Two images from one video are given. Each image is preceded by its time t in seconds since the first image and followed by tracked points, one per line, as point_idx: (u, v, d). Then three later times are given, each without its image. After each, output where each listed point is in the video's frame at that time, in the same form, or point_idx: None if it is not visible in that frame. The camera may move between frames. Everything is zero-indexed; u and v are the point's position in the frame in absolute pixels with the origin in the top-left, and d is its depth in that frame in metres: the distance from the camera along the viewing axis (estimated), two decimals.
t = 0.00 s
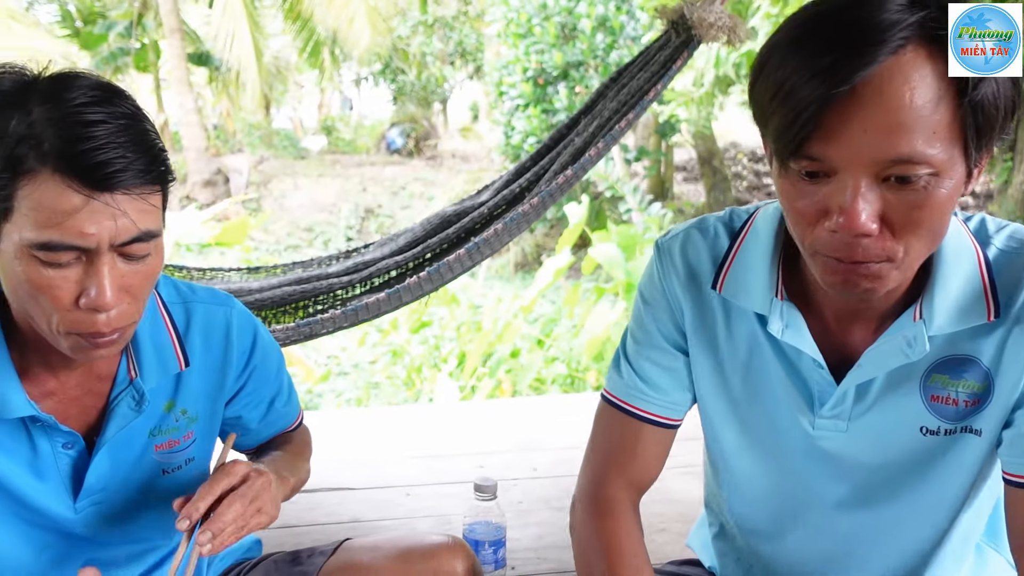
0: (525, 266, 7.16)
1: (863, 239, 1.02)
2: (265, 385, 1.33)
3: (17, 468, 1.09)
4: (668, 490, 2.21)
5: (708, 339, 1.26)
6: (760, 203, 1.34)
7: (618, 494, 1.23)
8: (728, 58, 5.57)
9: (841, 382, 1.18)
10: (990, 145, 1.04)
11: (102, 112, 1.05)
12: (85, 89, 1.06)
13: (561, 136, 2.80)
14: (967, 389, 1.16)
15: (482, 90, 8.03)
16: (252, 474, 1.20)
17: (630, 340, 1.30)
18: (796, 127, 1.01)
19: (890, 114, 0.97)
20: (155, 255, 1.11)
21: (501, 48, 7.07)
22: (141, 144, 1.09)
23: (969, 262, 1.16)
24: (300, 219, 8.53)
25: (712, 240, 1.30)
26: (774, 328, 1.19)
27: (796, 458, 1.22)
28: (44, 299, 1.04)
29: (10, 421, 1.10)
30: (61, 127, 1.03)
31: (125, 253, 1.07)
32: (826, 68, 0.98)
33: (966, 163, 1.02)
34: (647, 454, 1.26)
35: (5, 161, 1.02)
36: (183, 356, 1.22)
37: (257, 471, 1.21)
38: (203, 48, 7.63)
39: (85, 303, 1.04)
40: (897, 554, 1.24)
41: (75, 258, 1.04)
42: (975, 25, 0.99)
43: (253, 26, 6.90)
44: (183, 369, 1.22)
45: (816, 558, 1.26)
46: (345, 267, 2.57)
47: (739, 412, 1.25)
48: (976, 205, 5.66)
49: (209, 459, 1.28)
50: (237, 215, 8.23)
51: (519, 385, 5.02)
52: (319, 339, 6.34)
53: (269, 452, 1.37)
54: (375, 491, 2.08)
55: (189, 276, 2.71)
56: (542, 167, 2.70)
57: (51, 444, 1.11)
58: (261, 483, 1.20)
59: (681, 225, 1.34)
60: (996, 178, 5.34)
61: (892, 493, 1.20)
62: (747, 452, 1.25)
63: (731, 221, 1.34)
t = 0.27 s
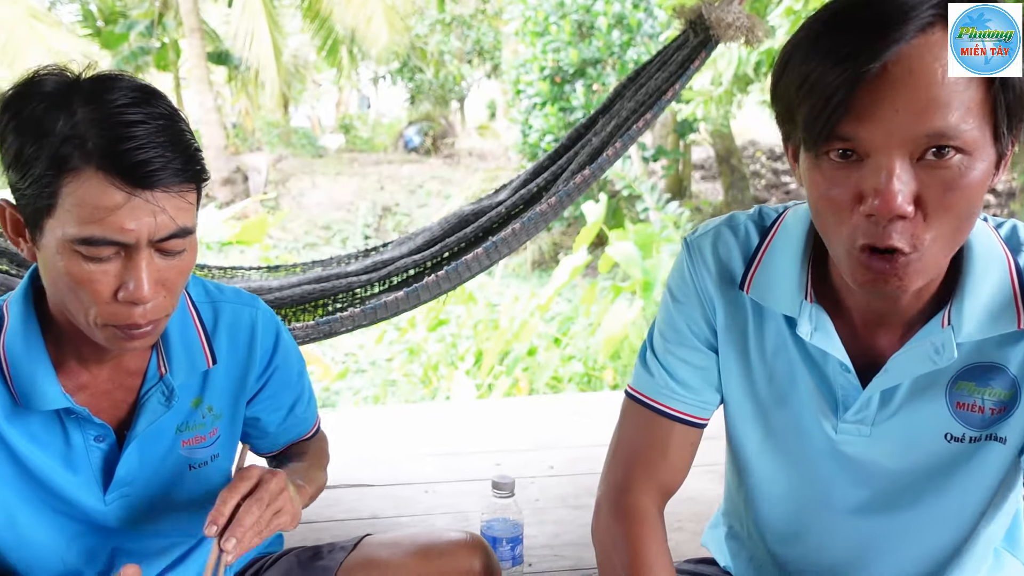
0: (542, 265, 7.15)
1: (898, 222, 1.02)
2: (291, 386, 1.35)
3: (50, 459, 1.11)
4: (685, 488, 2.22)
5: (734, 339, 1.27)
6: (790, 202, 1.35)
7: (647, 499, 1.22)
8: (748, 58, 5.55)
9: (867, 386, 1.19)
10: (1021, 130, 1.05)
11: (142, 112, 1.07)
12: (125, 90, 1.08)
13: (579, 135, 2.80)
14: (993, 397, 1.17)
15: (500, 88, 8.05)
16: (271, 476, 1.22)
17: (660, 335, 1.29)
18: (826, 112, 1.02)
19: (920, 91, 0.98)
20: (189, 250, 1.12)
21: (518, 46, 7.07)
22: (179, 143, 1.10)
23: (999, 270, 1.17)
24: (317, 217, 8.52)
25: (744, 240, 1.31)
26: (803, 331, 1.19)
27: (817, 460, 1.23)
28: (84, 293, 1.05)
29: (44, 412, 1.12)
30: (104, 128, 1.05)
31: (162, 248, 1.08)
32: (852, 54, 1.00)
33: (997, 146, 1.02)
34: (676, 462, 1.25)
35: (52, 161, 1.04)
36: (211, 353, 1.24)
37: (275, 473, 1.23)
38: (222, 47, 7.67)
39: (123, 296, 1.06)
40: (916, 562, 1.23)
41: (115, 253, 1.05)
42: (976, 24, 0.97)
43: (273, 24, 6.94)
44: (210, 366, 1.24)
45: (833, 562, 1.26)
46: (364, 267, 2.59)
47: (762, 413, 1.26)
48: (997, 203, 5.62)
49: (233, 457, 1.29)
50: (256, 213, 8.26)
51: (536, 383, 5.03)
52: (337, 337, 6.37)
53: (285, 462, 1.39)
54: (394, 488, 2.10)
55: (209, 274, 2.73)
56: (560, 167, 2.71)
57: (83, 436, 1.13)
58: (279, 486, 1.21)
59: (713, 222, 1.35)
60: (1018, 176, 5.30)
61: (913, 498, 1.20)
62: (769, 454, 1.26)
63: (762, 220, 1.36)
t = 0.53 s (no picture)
0: (556, 264, 7.16)
1: (936, 198, 1.02)
2: (312, 386, 1.38)
3: (80, 454, 1.14)
4: (700, 488, 2.23)
5: (756, 332, 1.28)
6: (812, 201, 1.36)
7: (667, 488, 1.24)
8: (764, 58, 5.54)
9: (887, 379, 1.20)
10: None
11: (178, 116, 1.10)
12: (162, 95, 1.10)
13: (594, 136, 2.82)
14: (1012, 391, 1.18)
15: (514, 88, 8.06)
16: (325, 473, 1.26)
17: (682, 329, 1.32)
18: (862, 93, 1.05)
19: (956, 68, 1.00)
20: (220, 251, 1.15)
21: (532, 46, 7.08)
22: (212, 146, 1.13)
23: (1017, 267, 1.18)
24: (332, 216, 8.60)
25: (766, 237, 1.33)
26: (825, 324, 1.20)
27: (837, 454, 1.24)
28: (119, 290, 1.08)
29: (75, 407, 1.15)
30: (143, 132, 1.07)
31: (194, 249, 1.11)
32: (887, 37, 1.03)
33: None
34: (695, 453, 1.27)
35: (90, 163, 1.06)
36: (235, 352, 1.27)
37: (331, 472, 1.27)
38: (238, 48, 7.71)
39: (156, 294, 1.08)
40: (936, 557, 1.24)
41: (150, 252, 1.08)
42: (976, 24, 1.02)
43: (288, 25, 6.97)
44: (234, 365, 1.26)
45: (849, 557, 1.27)
46: (381, 266, 2.60)
47: (783, 407, 1.27)
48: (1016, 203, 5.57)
49: (256, 456, 1.32)
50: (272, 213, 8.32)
51: (551, 383, 5.04)
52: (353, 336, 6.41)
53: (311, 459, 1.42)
54: (411, 486, 2.13)
55: (230, 274, 2.77)
56: (575, 168, 2.72)
57: (111, 432, 1.16)
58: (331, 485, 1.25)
59: (735, 222, 1.36)
60: None
61: (933, 491, 1.21)
62: (789, 448, 1.27)
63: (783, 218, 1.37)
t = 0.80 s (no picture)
0: (569, 265, 7.17)
1: (1015, 184, 1.03)
2: (337, 379, 1.41)
3: (113, 449, 1.17)
4: (714, 487, 2.25)
5: (774, 326, 1.30)
6: (828, 198, 1.37)
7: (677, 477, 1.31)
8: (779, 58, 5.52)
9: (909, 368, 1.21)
10: None
11: (214, 121, 1.13)
12: (198, 100, 1.13)
13: (610, 138, 2.84)
14: None
15: (528, 89, 8.07)
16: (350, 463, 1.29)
17: (693, 329, 1.35)
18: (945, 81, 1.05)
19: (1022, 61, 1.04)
20: (251, 253, 1.17)
21: (545, 47, 7.08)
22: (246, 151, 1.16)
23: None
24: (347, 216, 8.61)
25: (780, 234, 1.34)
26: (844, 315, 1.23)
27: (860, 442, 1.25)
28: (154, 290, 1.11)
29: (108, 402, 1.17)
30: (180, 136, 1.10)
31: (227, 251, 1.13)
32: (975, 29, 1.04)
33: None
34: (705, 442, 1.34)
35: (131, 166, 1.09)
36: (263, 348, 1.30)
37: (357, 463, 1.29)
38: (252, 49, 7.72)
39: (190, 294, 1.11)
40: (962, 542, 1.25)
41: (185, 253, 1.11)
42: (976, 24, 1.04)
43: (303, 28, 7.01)
44: (262, 361, 1.29)
45: (873, 543, 1.29)
46: (400, 266, 2.62)
47: (804, 397, 1.29)
48: None
49: (284, 449, 1.35)
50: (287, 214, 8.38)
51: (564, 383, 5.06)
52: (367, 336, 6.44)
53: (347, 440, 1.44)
54: (427, 483, 2.15)
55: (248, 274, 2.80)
56: (591, 170, 2.74)
57: (143, 426, 1.19)
58: (358, 477, 1.28)
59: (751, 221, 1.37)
60: None
61: (956, 478, 1.22)
62: (811, 438, 1.29)
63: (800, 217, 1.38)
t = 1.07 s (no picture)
0: (583, 265, 7.15)
1: None
2: (360, 375, 1.43)
3: (145, 438, 1.20)
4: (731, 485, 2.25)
5: (801, 312, 1.35)
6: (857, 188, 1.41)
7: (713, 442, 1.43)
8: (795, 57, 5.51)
9: (935, 350, 1.26)
10: None
11: (248, 117, 1.15)
12: (233, 97, 1.15)
13: (627, 137, 2.84)
14: None
15: (542, 89, 8.07)
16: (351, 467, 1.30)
17: (719, 318, 1.44)
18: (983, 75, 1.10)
19: None
20: (281, 246, 1.20)
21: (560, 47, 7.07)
22: (279, 146, 1.17)
23: None
24: (361, 216, 8.65)
25: (807, 220, 1.38)
26: (870, 296, 1.28)
27: (885, 423, 1.29)
28: (189, 281, 1.14)
29: (140, 392, 1.20)
30: (216, 132, 1.12)
31: (260, 244, 1.16)
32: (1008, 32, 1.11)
33: None
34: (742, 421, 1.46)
35: (168, 160, 1.11)
36: (289, 342, 1.32)
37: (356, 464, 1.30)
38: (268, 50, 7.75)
39: (224, 285, 1.14)
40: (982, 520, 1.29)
41: (219, 246, 1.14)
42: (976, 24, 1.11)
43: (318, 29, 7.04)
44: (288, 354, 1.31)
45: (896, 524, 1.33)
46: (419, 263, 2.64)
47: (829, 380, 1.33)
48: None
49: (307, 442, 1.37)
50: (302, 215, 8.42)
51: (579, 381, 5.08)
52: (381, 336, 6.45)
53: (363, 442, 1.47)
54: (446, 479, 2.17)
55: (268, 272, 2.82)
56: (608, 168, 2.76)
57: (174, 417, 1.21)
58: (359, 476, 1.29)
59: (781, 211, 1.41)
60: None
61: (978, 459, 1.26)
62: (837, 420, 1.33)
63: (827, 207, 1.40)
